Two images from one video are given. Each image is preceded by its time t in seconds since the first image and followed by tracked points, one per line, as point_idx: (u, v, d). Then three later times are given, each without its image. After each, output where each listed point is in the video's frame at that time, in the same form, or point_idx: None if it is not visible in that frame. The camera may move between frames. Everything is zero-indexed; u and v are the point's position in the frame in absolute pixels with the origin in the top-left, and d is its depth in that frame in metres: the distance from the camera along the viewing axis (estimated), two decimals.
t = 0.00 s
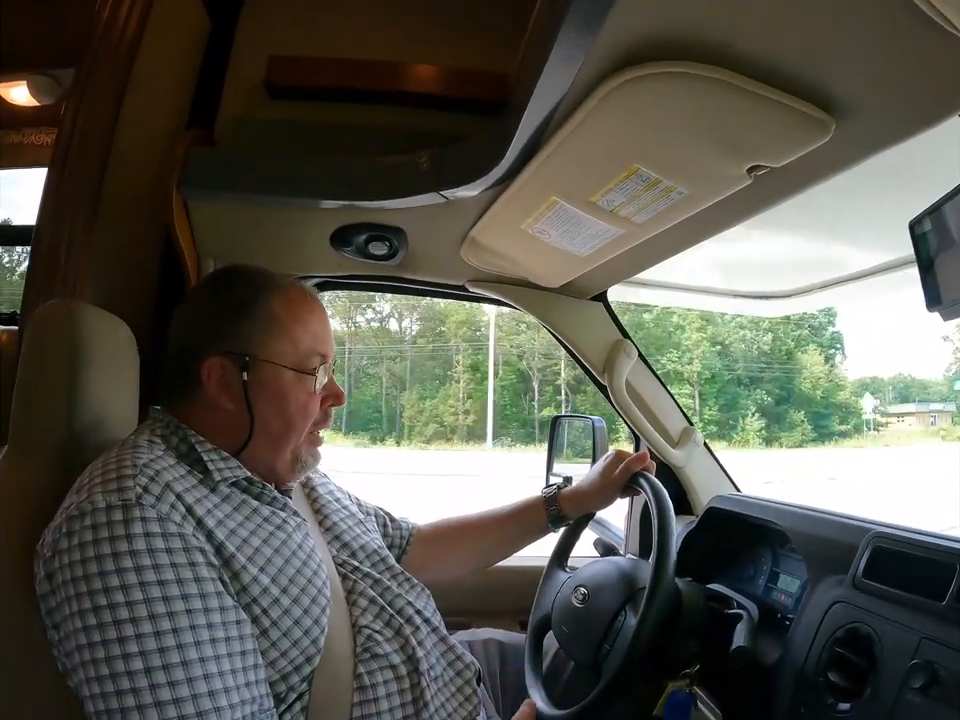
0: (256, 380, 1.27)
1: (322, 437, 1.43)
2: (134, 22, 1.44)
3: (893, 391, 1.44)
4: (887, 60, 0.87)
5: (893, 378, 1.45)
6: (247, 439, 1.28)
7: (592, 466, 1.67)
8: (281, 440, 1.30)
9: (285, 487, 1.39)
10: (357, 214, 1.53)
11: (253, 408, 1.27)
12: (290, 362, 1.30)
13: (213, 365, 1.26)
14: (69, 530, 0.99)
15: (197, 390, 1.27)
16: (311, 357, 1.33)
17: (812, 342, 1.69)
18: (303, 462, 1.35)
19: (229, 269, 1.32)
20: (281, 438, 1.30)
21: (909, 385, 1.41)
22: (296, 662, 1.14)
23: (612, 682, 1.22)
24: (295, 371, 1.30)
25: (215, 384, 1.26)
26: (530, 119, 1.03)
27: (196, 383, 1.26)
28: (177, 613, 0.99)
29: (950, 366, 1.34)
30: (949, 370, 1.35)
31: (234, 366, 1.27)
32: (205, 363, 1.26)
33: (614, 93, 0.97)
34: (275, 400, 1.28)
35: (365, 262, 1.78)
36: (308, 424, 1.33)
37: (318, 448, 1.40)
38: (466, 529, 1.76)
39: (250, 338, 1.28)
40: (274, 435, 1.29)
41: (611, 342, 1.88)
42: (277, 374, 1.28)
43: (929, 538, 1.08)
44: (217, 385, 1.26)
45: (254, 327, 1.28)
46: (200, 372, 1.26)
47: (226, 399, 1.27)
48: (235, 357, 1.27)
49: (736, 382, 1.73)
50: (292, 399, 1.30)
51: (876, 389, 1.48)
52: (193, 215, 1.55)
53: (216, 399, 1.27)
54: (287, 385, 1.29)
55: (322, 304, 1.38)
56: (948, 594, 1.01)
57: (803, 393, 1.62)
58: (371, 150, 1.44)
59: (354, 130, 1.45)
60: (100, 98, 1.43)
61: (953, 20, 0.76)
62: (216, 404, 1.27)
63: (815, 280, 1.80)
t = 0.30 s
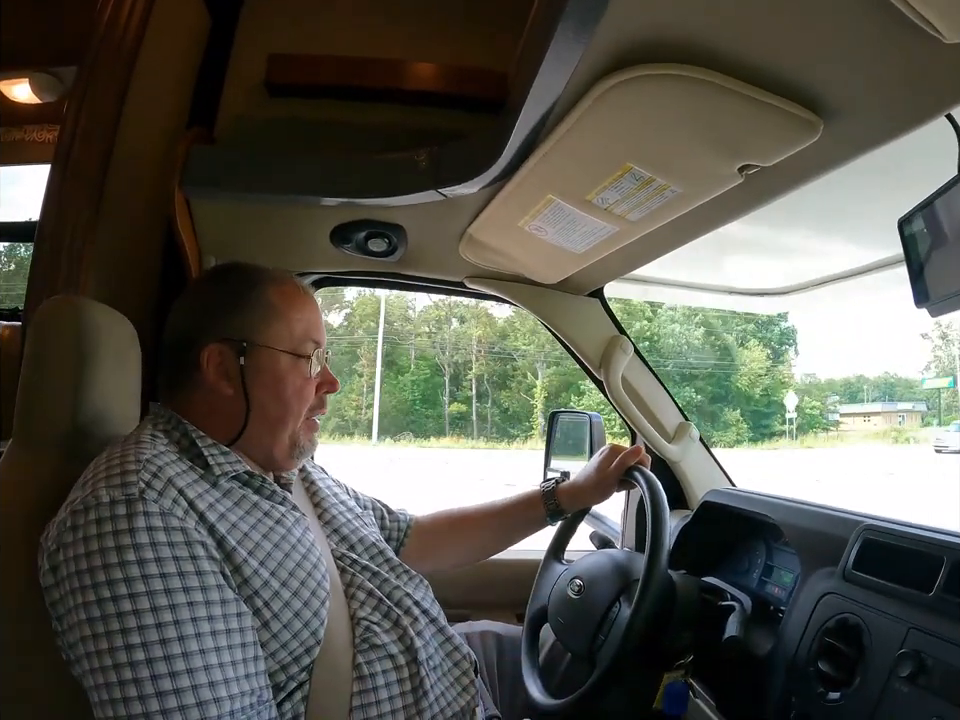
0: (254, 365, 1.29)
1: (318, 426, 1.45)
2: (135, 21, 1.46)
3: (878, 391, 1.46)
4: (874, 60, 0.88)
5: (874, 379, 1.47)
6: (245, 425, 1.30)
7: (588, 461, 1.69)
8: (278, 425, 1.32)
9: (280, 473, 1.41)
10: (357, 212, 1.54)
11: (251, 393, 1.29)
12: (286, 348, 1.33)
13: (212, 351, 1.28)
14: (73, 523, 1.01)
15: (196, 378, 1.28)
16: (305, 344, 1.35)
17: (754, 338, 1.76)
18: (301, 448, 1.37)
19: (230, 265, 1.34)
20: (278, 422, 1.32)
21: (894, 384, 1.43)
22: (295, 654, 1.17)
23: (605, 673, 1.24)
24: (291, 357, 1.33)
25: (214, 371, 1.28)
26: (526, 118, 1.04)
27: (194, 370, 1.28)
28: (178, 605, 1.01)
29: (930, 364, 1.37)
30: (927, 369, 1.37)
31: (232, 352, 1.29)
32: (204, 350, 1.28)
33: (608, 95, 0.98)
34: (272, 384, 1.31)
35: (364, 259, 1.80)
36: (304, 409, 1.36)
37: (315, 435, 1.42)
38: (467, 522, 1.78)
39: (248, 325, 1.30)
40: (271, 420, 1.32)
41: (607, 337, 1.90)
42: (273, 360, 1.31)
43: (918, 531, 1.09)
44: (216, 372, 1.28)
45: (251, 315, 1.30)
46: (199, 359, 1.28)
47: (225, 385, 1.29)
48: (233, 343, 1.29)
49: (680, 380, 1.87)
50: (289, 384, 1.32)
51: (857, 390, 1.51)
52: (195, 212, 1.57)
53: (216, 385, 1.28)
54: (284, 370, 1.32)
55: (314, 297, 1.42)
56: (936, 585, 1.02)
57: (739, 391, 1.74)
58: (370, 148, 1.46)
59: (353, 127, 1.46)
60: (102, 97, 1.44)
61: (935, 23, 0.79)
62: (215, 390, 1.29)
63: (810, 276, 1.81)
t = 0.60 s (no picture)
0: (253, 363, 1.31)
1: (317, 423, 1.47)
2: (136, 21, 1.48)
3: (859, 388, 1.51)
4: (863, 61, 0.90)
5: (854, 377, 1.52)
6: (244, 423, 1.32)
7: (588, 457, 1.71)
8: (277, 423, 1.34)
9: (284, 471, 1.43)
10: (356, 210, 1.56)
11: (251, 391, 1.31)
12: (285, 346, 1.34)
13: (211, 349, 1.29)
14: (77, 516, 1.02)
15: (196, 376, 1.30)
16: (304, 342, 1.36)
17: (691, 333, 1.87)
18: (300, 447, 1.39)
19: (230, 264, 1.35)
20: (277, 420, 1.34)
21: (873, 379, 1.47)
22: (295, 645, 1.18)
23: (601, 665, 1.26)
24: (290, 355, 1.34)
25: (214, 369, 1.30)
26: (522, 118, 1.06)
27: (194, 369, 1.30)
28: (180, 597, 1.02)
29: (907, 360, 1.41)
30: (906, 367, 1.41)
31: (232, 351, 1.30)
32: (204, 348, 1.29)
33: (602, 96, 1.00)
34: (271, 382, 1.32)
35: (363, 257, 1.81)
36: (303, 406, 1.37)
37: (314, 433, 1.43)
38: (467, 514, 1.80)
39: (247, 323, 1.31)
40: (270, 418, 1.33)
41: (603, 335, 1.92)
42: (272, 358, 1.32)
43: (909, 525, 1.11)
44: (215, 369, 1.30)
45: (249, 314, 1.31)
46: (199, 357, 1.29)
47: (225, 382, 1.30)
48: (232, 341, 1.30)
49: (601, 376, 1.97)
50: (289, 382, 1.34)
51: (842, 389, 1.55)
52: (195, 210, 1.58)
53: (215, 382, 1.30)
54: (283, 368, 1.33)
55: (313, 294, 1.43)
56: (926, 576, 1.04)
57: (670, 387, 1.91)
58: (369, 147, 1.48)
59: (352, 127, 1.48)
60: (103, 97, 1.46)
61: (921, 25, 0.81)
62: (215, 388, 1.30)
63: (805, 275, 1.83)
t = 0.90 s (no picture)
0: (257, 363, 1.30)
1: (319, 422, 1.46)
2: (136, 20, 1.47)
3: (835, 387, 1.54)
4: (868, 60, 0.90)
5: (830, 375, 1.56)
6: (247, 422, 1.31)
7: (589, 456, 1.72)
8: (281, 422, 1.34)
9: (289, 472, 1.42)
10: (358, 209, 1.56)
11: (255, 390, 1.31)
12: (290, 346, 1.34)
13: (216, 348, 1.29)
14: (83, 511, 1.02)
15: (200, 375, 1.30)
16: (308, 341, 1.36)
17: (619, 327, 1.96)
18: (303, 446, 1.39)
19: (233, 264, 1.35)
20: (281, 419, 1.33)
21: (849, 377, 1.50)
22: (300, 640, 1.18)
23: (603, 664, 1.26)
24: (294, 354, 1.34)
25: (218, 368, 1.29)
26: (524, 118, 1.06)
27: (198, 368, 1.30)
28: (185, 591, 1.02)
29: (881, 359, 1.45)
30: (876, 364, 1.45)
31: (236, 351, 1.30)
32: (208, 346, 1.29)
33: (604, 96, 1.00)
34: (275, 382, 1.32)
35: (364, 256, 1.81)
36: (306, 406, 1.37)
37: (317, 433, 1.43)
38: (469, 514, 1.80)
39: (251, 323, 1.31)
40: (274, 417, 1.33)
41: (604, 334, 1.91)
42: (277, 357, 1.32)
43: (911, 524, 1.11)
44: (220, 369, 1.29)
45: (252, 313, 1.31)
46: (204, 356, 1.29)
47: (229, 382, 1.30)
48: (237, 341, 1.30)
49: (510, 372, 1.90)
50: (293, 381, 1.34)
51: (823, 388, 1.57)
52: (196, 209, 1.58)
53: (219, 382, 1.30)
54: (287, 368, 1.33)
55: (317, 293, 1.43)
56: (928, 575, 1.04)
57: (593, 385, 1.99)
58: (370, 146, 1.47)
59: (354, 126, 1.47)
60: (103, 96, 1.45)
61: (925, 25, 0.81)
62: (219, 387, 1.30)
63: (807, 274, 1.84)
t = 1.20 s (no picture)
0: (252, 353, 1.32)
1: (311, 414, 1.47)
2: (134, 16, 1.48)
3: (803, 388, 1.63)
4: (856, 55, 0.90)
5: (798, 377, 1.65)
6: (241, 413, 1.32)
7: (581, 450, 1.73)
8: (274, 412, 1.34)
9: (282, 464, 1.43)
10: (353, 204, 1.56)
11: (250, 380, 1.32)
12: (283, 336, 1.35)
13: (211, 339, 1.30)
14: (75, 499, 1.04)
15: (197, 366, 1.31)
16: (302, 332, 1.38)
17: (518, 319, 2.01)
18: (296, 437, 1.39)
19: (229, 258, 1.36)
20: (274, 409, 1.34)
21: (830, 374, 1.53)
22: (291, 629, 1.19)
23: (595, 655, 1.27)
24: (287, 345, 1.35)
25: (213, 358, 1.30)
26: (516, 113, 1.06)
27: (194, 359, 1.31)
28: (175, 578, 1.03)
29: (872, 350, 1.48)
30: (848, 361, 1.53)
31: (231, 341, 1.31)
32: (205, 337, 1.30)
33: (593, 91, 1.01)
34: (270, 372, 1.33)
35: (360, 252, 1.82)
36: (299, 396, 1.38)
37: (309, 424, 1.44)
38: (464, 508, 1.81)
39: (246, 315, 1.32)
40: (268, 407, 1.34)
41: (599, 329, 1.93)
42: (270, 348, 1.33)
43: (901, 515, 1.12)
44: (215, 360, 1.30)
45: (247, 305, 1.32)
46: (198, 347, 1.30)
47: (223, 373, 1.31)
48: (231, 332, 1.31)
49: (418, 368, 1.92)
50: (286, 371, 1.35)
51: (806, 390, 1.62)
52: (193, 206, 1.59)
53: (214, 372, 1.31)
54: (280, 358, 1.34)
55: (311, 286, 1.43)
56: (918, 567, 1.05)
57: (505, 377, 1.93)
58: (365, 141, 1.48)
59: (350, 121, 1.48)
60: (99, 92, 1.46)
61: (911, 21, 0.81)
62: (213, 378, 1.31)
63: (802, 269, 1.84)
